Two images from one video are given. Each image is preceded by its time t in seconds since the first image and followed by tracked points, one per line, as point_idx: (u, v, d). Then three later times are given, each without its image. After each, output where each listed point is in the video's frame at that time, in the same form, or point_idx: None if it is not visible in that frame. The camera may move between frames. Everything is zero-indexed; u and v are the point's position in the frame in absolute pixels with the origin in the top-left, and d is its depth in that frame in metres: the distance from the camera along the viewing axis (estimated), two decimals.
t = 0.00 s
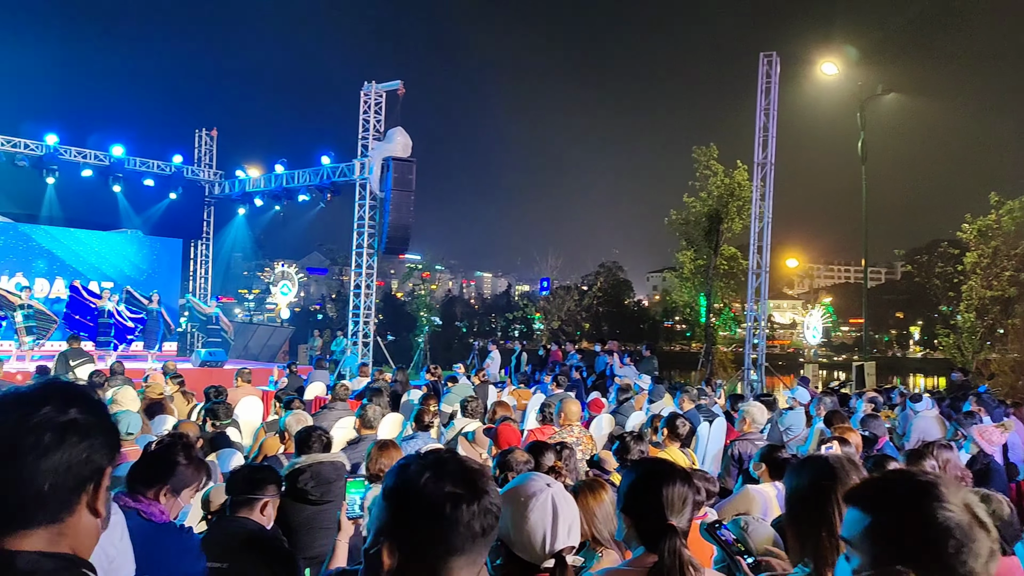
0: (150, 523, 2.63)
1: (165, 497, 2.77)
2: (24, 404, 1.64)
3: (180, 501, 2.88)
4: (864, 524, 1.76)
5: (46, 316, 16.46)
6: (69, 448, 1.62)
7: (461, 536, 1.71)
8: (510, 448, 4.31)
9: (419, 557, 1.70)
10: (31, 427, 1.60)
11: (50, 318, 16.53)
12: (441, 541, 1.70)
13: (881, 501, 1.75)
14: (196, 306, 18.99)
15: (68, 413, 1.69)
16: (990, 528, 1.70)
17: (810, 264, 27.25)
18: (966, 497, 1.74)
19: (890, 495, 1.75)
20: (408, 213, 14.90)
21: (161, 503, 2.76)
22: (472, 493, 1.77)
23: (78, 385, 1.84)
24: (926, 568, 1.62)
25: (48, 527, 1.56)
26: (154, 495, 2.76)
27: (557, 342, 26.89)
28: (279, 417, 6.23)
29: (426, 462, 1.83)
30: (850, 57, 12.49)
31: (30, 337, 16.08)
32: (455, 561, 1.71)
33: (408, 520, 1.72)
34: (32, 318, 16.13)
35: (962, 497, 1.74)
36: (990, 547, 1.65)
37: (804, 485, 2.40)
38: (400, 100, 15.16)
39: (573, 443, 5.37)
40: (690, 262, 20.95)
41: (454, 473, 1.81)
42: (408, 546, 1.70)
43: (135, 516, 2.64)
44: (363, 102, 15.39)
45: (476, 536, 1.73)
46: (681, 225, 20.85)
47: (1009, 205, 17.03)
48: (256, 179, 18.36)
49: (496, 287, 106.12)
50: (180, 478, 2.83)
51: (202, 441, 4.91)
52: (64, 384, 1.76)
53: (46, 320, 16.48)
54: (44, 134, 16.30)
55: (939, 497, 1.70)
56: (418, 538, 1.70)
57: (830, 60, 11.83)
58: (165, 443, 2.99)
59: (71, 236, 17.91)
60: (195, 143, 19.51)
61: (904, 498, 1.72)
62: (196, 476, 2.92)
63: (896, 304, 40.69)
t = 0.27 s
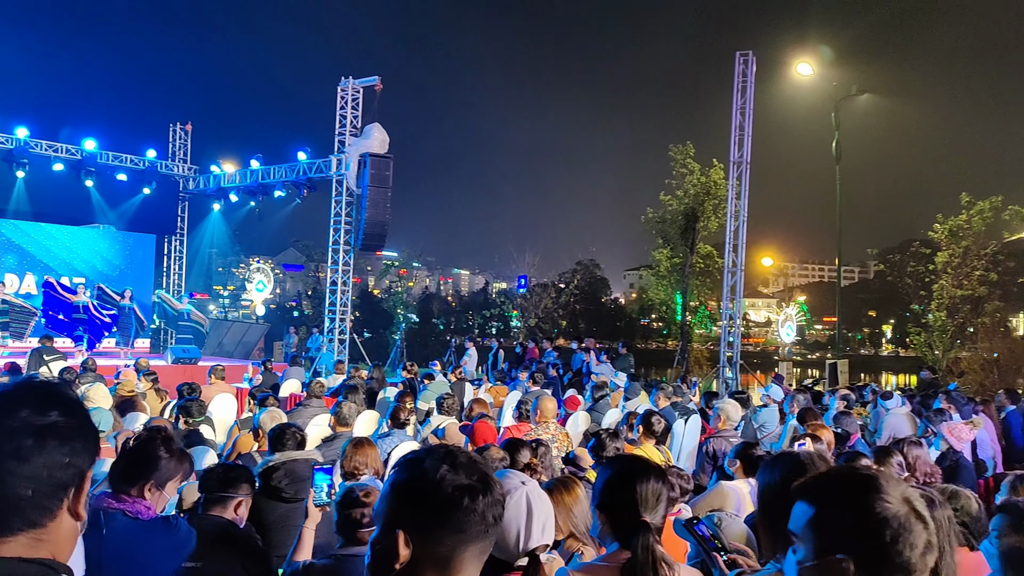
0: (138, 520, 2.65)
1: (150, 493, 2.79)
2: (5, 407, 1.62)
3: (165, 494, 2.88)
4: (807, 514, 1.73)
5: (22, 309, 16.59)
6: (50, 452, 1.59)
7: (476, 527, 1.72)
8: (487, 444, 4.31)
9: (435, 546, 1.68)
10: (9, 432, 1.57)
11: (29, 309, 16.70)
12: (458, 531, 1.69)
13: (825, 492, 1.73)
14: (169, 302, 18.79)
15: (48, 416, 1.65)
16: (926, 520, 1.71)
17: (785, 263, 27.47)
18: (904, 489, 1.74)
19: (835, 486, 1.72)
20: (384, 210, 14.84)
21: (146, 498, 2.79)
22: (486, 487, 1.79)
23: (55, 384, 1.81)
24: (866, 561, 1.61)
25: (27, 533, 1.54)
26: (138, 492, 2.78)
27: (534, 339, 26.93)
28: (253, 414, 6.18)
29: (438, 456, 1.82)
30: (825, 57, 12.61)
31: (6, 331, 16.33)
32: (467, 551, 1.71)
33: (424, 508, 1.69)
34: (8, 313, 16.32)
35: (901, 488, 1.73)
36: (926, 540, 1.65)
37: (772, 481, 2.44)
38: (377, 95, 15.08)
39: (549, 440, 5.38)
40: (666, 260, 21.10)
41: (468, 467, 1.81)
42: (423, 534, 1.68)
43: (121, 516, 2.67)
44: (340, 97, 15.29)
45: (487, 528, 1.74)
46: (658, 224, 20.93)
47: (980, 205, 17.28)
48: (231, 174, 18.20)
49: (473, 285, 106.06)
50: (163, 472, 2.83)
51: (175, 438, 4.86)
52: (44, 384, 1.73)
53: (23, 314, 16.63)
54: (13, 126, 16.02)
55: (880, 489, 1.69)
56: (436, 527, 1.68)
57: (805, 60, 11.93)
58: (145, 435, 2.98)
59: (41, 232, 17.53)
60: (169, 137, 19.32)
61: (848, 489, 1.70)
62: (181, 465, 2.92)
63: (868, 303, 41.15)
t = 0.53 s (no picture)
0: (134, 522, 2.48)
1: (143, 491, 2.64)
2: None
3: (159, 491, 2.74)
4: (769, 513, 1.75)
5: None
6: (32, 452, 1.58)
7: (461, 523, 1.71)
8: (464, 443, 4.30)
9: (419, 542, 1.67)
10: None
11: None
12: (441, 526, 1.68)
13: (787, 494, 1.74)
14: (142, 300, 18.56)
15: (28, 415, 1.65)
16: (886, 527, 1.71)
17: (760, 263, 27.72)
18: (867, 494, 1.74)
19: (799, 488, 1.73)
20: (361, 208, 14.76)
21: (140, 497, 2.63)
22: (470, 485, 1.79)
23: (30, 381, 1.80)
24: (820, 564, 1.62)
25: (10, 532, 1.52)
26: (132, 491, 2.62)
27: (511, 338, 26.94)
28: (227, 413, 6.12)
29: (422, 453, 1.81)
30: (799, 58, 12.74)
31: None
32: (451, 548, 1.70)
33: (409, 505, 1.68)
34: None
35: (863, 493, 1.74)
36: (883, 546, 1.66)
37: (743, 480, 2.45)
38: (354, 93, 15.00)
39: (525, 439, 5.38)
40: (643, 259, 21.19)
41: (452, 464, 1.80)
42: (407, 530, 1.67)
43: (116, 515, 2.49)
44: (316, 94, 15.19)
45: (471, 524, 1.74)
46: (634, 223, 21.01)
47: (950, 206, 17.53)
48: (205, 171, 18.01)
49: (450, 284, 105.91)
50: (157, 469, 2.70)
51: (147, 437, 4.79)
52: (23, 382, 1.72)
53: None
54: None
55: (841, 493, 1.70)
56: (420, 523, 1.67)
57: (780, 62, 12.04)
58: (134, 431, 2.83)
59: (11, 228, 17.23)
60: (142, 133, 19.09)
61: (811, 492, 1.70)
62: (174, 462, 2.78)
63: (841, 303, 41.65)
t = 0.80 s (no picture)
0: (129, 526, 2.49)
1: (138, 494, 2.62)
2: None
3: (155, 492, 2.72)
4: (733, 509, 1.79)
5: None
6: (21, 448, 1.56)
7: (438, 525, 1.70)
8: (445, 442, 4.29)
9: (396, 541, 1.67)
10: None
11: None
12: (418, 525, 1.67)
13: (751, 496, 1.75)
14: (120, 298, 18.37)
15: (12, 409, 1.61)
16: (851, 539, 1.69)
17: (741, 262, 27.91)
18: (833, 503, 1.73)
19: (761, 490, 1.74)
20: (342, 206, 14.69)
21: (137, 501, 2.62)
22: (449, 486, 1.78)
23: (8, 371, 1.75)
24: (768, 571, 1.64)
25: None
26: (128, 495, 2.60)
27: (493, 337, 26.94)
28: (207, 412, 6.08)
29: (400, 454, 1.80)
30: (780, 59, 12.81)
31: None
32: (429, 548, 1.69)
33: (385, 504, 1.68)
34: None
35: (824, 500, 1.73)
36: (839, 558, 1.65)
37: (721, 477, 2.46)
38: (335, 90, 14.92)
39: (507, 437, 5.38)
40: (625, 258, 21.26)
41: (431, 465, 1.79)
42: (383, 529, 1.67)
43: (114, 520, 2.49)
44: (298, 92, 15.10)
45: (449, 524, 1.73)
46: (617, 222, 21.05)
47: (928, 206, 17.71)
48: (185, 169, 17.86)
49: (433, 282, 105.78)
50: (152, 472, 2.65)
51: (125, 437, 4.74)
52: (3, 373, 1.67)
53: None
54: None
55: (803, 500, 1.69)
56: (396, 521, 1.67)
57: (760, 62, 12.11)
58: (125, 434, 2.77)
59: None
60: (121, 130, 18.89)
61: (771, 495, 1.71)
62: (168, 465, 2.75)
63: (821, 302, 41.97)
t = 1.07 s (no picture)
0: (114, 544, 2.49)
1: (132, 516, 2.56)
2: None
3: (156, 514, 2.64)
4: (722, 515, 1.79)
5: None
6: None
7: (412, 525, 1.69)
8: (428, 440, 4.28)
9: (371, 542, 1.66)
10: None
11: None
12: (391, 526, 1.67)
13: (739, 499, 1.75)
14: (101, 296, 18.22)
15: None
16: (845, 533, 1.69)
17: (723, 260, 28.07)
18: (824, 498, 1.72)
19: (754, 490, 1.73)
20: (325, 204, 14.62)
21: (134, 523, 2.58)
22: (423, 482, 1.76)
23: None
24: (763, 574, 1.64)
25: None
26: (122, 517, 2.55)
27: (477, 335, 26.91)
28: (189, 411, 6.04)
29: (373, 451, 1.78)
30: (762, 58, 12.87)
31: None
32: (404, 549, 1.68)
33: (357, 506, 1.67)
34: None
35: (819, 497, 1.72)
36: (835, 555, 1.64)
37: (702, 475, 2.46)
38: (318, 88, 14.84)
39: (491, 436, 5.38)
40: (609, 256, 21.32)
41: (403, 463, 1.77)
42: (356, 530, 1.66)
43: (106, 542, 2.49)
44: (280, 89, 15.01)
45: (423, 522, 1.72)
46: (601, 220, 21.10)
47: (909, 205, 17.84)
48: (166, 166, 17.73)
49: (417, 280, 105.62)
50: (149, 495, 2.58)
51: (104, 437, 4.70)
52: None
53: None
54: None
55: (793, 501, 1.68)
56: (368, 523, 1.66)
57: (744, 61, 12.16)
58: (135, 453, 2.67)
59: None
60: (101, 127, 18.72)
61: (759, 498, 1.71)
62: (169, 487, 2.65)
63: (803, 300, 42.25)
